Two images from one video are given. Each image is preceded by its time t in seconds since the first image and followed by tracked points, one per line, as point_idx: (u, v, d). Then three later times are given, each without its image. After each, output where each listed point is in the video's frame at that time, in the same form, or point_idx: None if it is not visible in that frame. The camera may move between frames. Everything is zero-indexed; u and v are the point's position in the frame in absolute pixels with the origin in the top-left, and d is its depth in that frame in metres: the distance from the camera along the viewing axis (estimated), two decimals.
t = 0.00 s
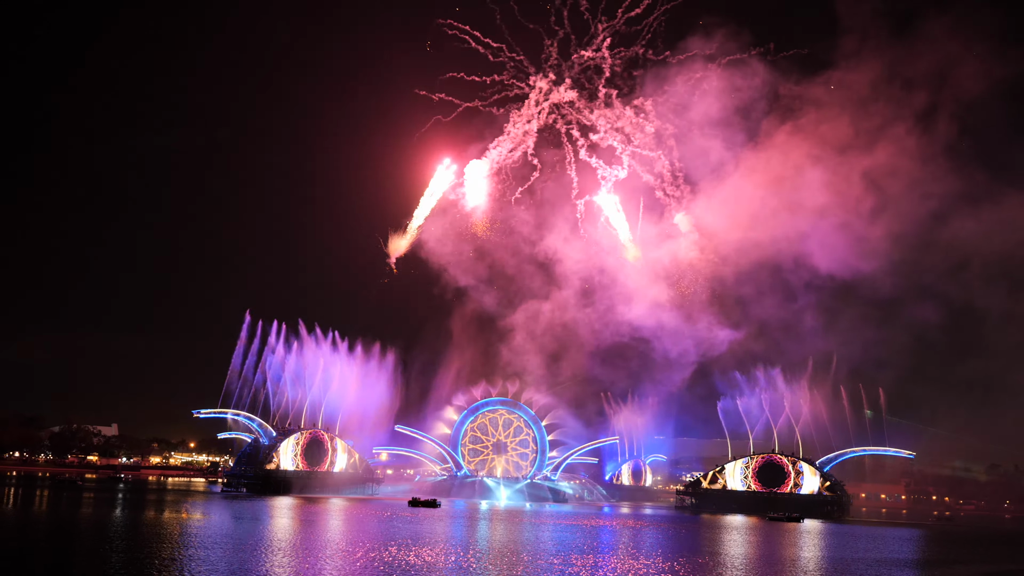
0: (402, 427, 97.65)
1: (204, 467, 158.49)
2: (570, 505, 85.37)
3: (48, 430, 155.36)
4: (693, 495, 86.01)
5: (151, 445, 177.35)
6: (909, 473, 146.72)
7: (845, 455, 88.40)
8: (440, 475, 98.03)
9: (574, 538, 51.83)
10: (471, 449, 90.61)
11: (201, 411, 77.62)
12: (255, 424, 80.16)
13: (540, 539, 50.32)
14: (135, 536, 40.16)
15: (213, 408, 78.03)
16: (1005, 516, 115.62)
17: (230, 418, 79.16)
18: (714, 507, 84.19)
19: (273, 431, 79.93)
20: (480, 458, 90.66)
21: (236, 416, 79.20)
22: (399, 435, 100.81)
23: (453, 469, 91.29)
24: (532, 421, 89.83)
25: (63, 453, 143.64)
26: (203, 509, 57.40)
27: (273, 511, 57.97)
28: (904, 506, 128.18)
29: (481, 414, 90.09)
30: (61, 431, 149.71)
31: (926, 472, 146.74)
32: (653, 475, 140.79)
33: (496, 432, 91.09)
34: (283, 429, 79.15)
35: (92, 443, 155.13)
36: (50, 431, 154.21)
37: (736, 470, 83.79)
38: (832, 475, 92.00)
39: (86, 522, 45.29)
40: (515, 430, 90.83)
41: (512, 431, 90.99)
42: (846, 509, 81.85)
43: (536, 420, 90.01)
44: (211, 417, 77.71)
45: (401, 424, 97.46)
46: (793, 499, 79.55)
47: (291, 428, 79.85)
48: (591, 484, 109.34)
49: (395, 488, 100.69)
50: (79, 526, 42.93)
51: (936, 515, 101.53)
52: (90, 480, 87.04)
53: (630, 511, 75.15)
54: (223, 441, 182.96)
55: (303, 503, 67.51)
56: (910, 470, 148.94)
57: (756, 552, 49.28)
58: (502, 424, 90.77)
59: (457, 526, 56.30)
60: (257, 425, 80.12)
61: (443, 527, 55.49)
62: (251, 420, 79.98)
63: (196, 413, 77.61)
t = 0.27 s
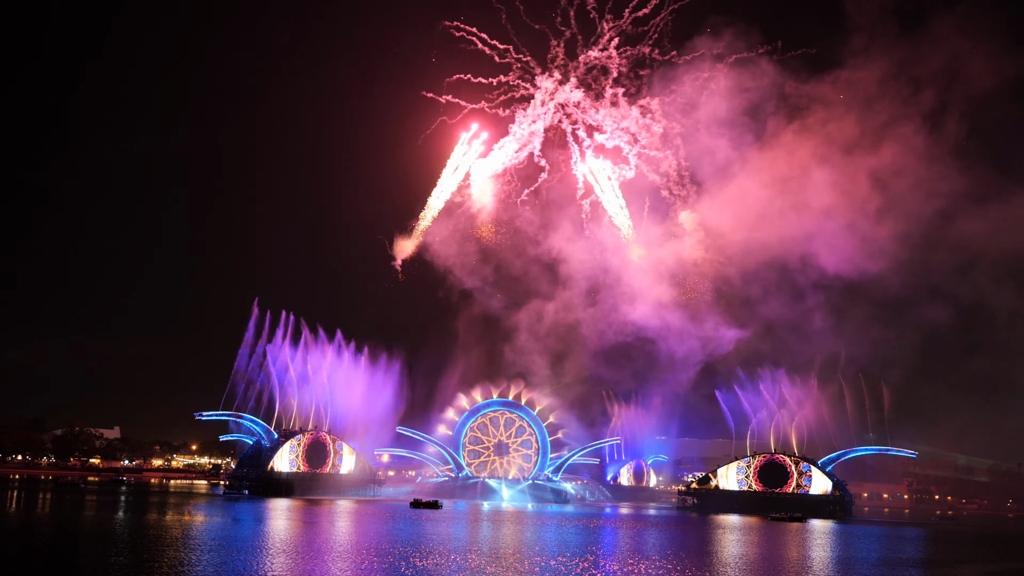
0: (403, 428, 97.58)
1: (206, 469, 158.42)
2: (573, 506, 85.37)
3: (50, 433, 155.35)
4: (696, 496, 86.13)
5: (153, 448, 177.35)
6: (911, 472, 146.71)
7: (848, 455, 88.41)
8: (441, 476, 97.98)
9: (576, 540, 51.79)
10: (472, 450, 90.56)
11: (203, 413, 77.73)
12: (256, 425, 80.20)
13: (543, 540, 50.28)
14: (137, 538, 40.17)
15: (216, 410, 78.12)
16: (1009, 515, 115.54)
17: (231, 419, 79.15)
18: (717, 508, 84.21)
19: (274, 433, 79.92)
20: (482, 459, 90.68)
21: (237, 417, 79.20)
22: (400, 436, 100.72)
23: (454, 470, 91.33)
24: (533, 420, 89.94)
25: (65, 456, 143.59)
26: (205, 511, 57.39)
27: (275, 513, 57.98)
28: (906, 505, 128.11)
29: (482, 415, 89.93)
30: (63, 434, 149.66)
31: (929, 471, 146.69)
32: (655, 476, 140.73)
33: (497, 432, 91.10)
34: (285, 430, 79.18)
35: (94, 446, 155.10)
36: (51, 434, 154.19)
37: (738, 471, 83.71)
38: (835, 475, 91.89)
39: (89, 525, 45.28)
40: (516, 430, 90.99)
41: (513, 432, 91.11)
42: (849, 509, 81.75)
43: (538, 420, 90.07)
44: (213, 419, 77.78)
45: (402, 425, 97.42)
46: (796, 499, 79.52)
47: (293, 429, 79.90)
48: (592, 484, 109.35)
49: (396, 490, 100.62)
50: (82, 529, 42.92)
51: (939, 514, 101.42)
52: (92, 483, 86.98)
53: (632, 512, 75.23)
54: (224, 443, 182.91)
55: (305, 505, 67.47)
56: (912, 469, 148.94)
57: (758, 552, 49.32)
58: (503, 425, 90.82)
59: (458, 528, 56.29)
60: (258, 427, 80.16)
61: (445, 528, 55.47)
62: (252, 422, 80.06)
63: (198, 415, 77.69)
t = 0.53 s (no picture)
0: (404, 429, 97.37)
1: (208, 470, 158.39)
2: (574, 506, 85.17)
3: (53, 435, 155.40)
4: (700, 496, 86.02)
5: (155, 450, 177.30)
6: (914, 471, 146.48)
7: (849, 455, 88.15)
8: (443, 477, 97.87)
9: (578, 540, 51.66)
10: (473, 451, 90.44)
11: (205, 415, 77.67)
12: (257, 427, 80.03)
13: (545, 541, 50.09)
14: (138, 539, 40.19)
15: (217, 412, 78.00)
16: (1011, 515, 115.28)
17: (233, 421, 79.07)
18: (720, 508, 84.04)
19: (276, 434, 79.80)
20: (483, 459, 90.52)
21: (238, 419, 79.05)
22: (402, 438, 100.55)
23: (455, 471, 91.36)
24: (534, 421, 89.91)
25: (67, 458, 143.54)
26: (206, 512, 57.60)
27: (276, 514, 58.02)
28: (909, 505, 127.84)
29: (483, 416, 89.67)
30: (65, 436, 149.57)
31: (932, 471, 146.49)
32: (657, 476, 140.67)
33: (498, 433, 91.00)
34: (287, 431, 79.05)
35: (97, 448, 155.04)
36: (54, 436, 154.14)
37: (739, 472, 83.58)
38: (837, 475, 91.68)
39: (91, 526, 45.31)
40: (518, 431, 90.93)
41: (514, 432, 91.03)
42: (852, 509, 81.50)
43: (538, 420, 89.97)
44: (214, 421, 77.70)
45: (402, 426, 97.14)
46: (798, 498, 79.37)
47: (294, 430, 79.78)
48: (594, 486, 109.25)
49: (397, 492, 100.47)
50: (84, 530, 42.94)
51: (942, 513, 101.11)
52: (95, 485, 86.95)
53: (632, 512, 75.27)
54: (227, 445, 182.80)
55: (307, 506, 67.34)
56: (914, 469, 148.73)
57: (761, 552, 49.08)
58: (504, 424, 90.73)
59: (461, 529, 56.19)
60: (259, 428, 80.01)
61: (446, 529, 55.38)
62: (252, 423, 79.88)
63: (200, 416, 77.67)
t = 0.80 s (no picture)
0: (406, 429, 97.32)
1: (211, 472, 158.45)
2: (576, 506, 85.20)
3: (55, 436, 155.56)
4: (703, 496, 86.01)
5: (157, 451, 177.49)
6: (917, 471, 146.26)
7: (852, 454, 87.99)
8: (447, 478, 97.81)
9: (582, 541, 51.62)
10: (476, 451, 90.42)
11: (208, 416, 77.73)
12: (260, 428, 80.04)
13: (548, 541, 49.98)
14: (141, 540, 40.26)
15: (220, 412, 78.03)
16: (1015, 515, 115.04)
17: (237, 423, 79.14)
18: (722, 508, 83.96)
19: (279, 436, 79.82)
20: (486, 459, 90.45)
21: (242, 420, 79.09)
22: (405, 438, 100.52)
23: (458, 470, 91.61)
24: (538, 421, 89.74)
25: (70, 459, 143.61)
26: (209, 513, 57.41)
27: (280, 514, 58.01)
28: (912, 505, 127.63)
29: (485, 416, 89.50)
30: (68, 437, 149.72)
31: (935, 471, 146.21)
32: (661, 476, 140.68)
33: (501, 433, 90.90)
34: (289, 432, 79.05)
35: (100, 449, 155.17)
36: (57, 437, 154.35)
37: (741, 472, 83.54)
38: (840, 475, 91.53)
39: (94, 527, 45.38)
40: (521, 431, 90.72)
41: (518, 433, 90.81)
42: (855, 509, 81.37)
43: (541, 420, 89.74)
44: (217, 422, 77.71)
45: (404, 426, 96.94)
46: (800, 499, 79.25)
47: (297, 432, 79.70)
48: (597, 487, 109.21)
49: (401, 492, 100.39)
50: (88, 531, 43.01)
51: (945, 513, 100.89)
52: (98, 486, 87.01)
53: (636, 512, 75.14)
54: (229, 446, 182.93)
55: (309, 507, 67.34)
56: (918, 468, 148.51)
57: (765, 553, 48.94)
58: (507, 424, 90.55)
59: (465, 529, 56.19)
60: (263, 430, 80.01)
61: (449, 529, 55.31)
62: (256, 424, 79.90)
63: (203, 417, 77.71)
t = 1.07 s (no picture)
0: (409, 429, 97.32)
1: (214, 473, 158.51)
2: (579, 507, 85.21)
3: (58, 438, 155.69)
4: (706, 496, 85.93)
5: (160, 453, 177.69)
6: (921, 471, 146.06)
7: (856, 454, 87.81)
8: (451, 480, 97.82)
9: (585, 542, 51.67)
10: (480, 451, 90.48)
11: (211, 417, 77.77)
12: (264, 429, 80.06)
13: (551, 542, 49.98)
14: (144, 541, 40.32)
15: (223, 413, 78.08)
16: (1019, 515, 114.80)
17: (240, 424, 79.21)
18: (725, 509, 83.86)
19: (282, 437, 79.81)
20: (489, 459, 90.43)
21: (245, 421, 79.14)
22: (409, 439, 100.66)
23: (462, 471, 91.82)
24: (541, 423, 89.69)
25: (73, 460, 143.72)
26: (212, 515, 57.16)
27: (282, 516, 57.98)
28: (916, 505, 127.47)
29: (489, 416, 89.50)
30: (71, 438, 149.85)
31: (939, 471, 145.96)
32: (663, 477, 140.79)
33: (505, 433, 90.80)
34: (292, 433, 79.05)
35: (103, 450, 155.30)
36: (60, 439, 154.51)
37: (745, 472, 83.44)
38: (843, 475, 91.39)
39: (97, 529, 45.47)
40: (524, 432, 90.62)
41: (521, 433, 90.69)
42: (859, 509, 81.24)
43: (544, 421, 89.63)
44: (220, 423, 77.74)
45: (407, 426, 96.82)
46: (804, 499, 79.14)
47: (299, 434, 79.65)
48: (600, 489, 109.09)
49: (404, 493, 100.37)
50: (91, 533, 43.08)
51: (949, 513, 100.71)
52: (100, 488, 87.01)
53: (639, 512, 75.08)
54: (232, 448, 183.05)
55: (312, 508, 67.38)
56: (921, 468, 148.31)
57: (770, 553, 48.91)
58: (510, 425, 90.50)
59: (468, 530, 56.24)
60: (266, 431, 80.02)
61: (453, 530, 55.32)
62: (259, 426, 79.93)
63: (207, 418, 77.72)
